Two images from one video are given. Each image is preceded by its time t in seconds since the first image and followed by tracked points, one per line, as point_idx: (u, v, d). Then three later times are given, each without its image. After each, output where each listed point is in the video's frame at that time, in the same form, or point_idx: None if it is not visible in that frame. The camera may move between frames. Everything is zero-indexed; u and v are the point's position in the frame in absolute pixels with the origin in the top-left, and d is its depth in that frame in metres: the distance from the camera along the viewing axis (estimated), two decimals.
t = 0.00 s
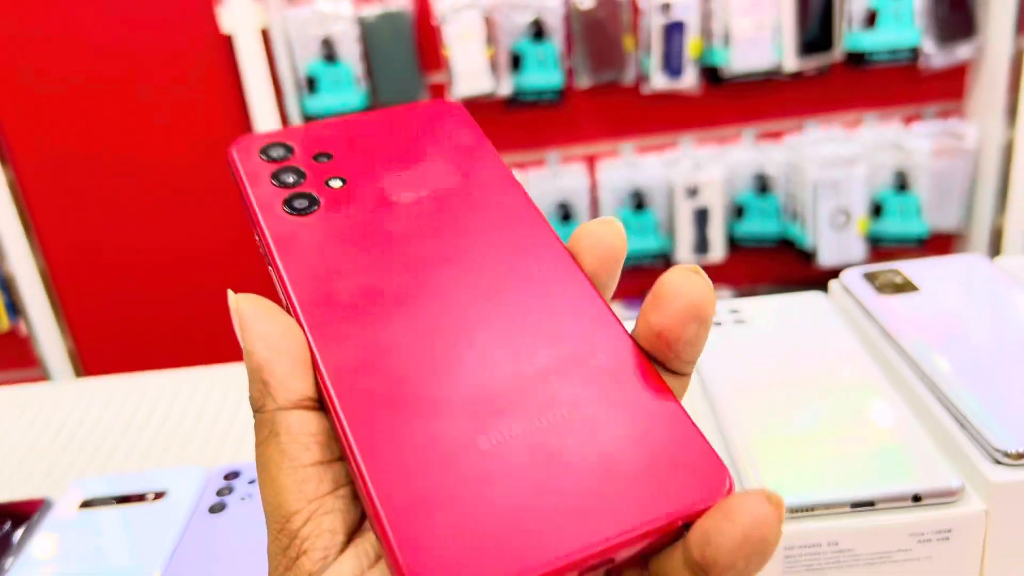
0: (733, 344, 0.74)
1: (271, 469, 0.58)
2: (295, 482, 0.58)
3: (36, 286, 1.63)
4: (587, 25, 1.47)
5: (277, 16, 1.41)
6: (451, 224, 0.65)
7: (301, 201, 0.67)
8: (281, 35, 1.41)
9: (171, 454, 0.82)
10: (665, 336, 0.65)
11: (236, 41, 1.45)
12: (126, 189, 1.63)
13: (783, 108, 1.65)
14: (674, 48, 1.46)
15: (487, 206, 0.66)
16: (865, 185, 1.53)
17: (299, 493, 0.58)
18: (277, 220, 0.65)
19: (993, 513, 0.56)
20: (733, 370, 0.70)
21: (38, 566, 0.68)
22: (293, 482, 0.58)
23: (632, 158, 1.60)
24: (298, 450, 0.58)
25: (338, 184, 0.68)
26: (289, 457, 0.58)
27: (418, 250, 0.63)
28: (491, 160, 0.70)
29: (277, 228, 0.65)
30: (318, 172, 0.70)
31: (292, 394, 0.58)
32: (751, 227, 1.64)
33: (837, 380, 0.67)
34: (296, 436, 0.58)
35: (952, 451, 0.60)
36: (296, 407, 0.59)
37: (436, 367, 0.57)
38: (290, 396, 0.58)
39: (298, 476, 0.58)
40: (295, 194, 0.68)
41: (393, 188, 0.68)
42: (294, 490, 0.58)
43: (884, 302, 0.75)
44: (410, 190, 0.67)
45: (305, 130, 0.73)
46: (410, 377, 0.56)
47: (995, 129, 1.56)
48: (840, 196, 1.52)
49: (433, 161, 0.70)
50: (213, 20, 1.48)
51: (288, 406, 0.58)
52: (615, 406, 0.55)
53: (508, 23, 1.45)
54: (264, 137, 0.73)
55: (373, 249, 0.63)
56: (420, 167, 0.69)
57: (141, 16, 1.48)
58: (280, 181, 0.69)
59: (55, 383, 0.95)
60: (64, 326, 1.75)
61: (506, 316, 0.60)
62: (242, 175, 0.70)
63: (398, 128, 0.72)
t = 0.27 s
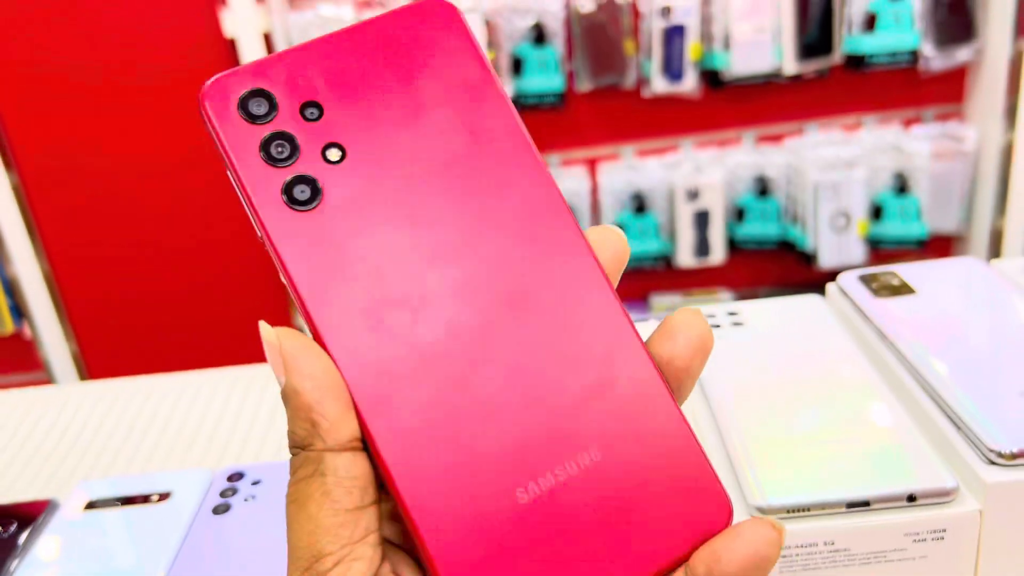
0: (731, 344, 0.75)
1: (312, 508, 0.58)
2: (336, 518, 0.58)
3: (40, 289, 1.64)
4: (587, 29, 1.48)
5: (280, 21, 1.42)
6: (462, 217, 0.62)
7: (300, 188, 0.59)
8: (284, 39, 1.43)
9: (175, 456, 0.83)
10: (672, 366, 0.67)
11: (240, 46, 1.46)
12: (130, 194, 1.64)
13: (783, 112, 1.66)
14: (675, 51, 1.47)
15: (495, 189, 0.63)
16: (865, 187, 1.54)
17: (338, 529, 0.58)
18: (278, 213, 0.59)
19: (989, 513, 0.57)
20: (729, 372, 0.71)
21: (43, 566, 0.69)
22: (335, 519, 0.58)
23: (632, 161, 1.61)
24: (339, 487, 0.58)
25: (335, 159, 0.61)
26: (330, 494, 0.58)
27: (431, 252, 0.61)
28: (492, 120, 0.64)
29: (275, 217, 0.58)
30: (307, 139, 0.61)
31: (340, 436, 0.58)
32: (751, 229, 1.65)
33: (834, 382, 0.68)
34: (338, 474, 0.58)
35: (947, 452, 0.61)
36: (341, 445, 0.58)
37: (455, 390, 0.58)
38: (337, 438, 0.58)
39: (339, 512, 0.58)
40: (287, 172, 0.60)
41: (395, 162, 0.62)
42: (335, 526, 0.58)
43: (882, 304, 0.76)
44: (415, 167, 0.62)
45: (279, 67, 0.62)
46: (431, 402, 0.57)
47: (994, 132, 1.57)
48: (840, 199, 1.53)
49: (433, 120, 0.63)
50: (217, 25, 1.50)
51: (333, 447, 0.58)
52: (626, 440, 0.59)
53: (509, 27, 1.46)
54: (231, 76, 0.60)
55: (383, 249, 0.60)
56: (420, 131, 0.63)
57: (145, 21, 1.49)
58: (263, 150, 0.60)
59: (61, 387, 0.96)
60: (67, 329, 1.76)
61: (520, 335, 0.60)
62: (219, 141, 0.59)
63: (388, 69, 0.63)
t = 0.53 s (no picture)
0: (730, 346, 0.76)
1: (330, 532, 0.59)
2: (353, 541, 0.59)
3: (43, 292, 1.65)
4: (588, 31, 1.49)
5: (283, 25, 1.43)
6: (486, 250, 0.58)
7: (318, 221, 0.56)
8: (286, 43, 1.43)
9: (177, 458, 0.84)
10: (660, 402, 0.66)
11: (242, 49, 1.46)
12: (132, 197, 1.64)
13: (784, 113, 1.66)
14: (676, 53, 1.48)
15: (524, 219, 0.58)
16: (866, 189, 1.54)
17: (355, 552, 0.59)
18: (289, 243, 0.56)
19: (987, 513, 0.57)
20: (729, 373, 0.71)
21: (46, 568, 0.69)
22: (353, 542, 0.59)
23: (633, 163, 1.62)
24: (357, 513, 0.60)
25: (354, 189, 0.57)
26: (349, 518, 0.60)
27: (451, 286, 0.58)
28: (524, 138, 0.58)
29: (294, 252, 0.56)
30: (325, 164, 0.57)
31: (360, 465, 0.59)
32: (751, 231, 1.65)
33: (833, 382, 0.68)
34: (357, 499, 0.60)
35: (946, 452, 0.61)
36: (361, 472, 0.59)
37: (467, 419, 0.58)
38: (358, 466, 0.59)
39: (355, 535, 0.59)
40: (306, 203, 0.57)
41: (418, 191, 0.57)
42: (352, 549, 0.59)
43: (882, 305, 0.76)
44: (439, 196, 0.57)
45: (293, 78, 0.56)
46: (441, 430, 0.58)
47: (995, 134, 1.57)
48: (840, 200, 1.53)
49: (462, 146, 0.58)
50: (219, 28, 1.50)
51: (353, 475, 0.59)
52: (634, 469, 0.59)
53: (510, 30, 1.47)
54: (244, 93, 0.55)
55: (402, 286, 0.57)
56: (444, 155, 0.58)
57: (148, 25, 1.50)
58: (279, 178, 0.57)
59: (64, 389, 0.97)
60: (70, 332, 1.77)
61: (539, 368, 0.59)
62: (236, 170, 0.55)
63: (413, 85, 0.57)
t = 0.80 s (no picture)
0: (732, 346, 0.75)
1: (330, 534, 0.58)
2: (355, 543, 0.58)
3: (45, 294, 1.65)
4: (589, 32, 1.49)
5: (284, 27, 1.43)
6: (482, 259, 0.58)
7: (318, 228, 0.58)
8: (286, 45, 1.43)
9: (178, 460, 0.83)
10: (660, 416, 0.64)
11: (243, 51, 1.46)
12: (134, 199, 1.64)
13: (786, 113, 1.66)
14: (677, 54, 1.47)
15: (520, 227, 0.58)
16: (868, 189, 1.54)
17: (358, 553, 0.58)
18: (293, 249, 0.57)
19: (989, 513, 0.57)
20: (730, 373, 0.71)
21: (47, 569, 0.69)
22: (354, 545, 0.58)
23: (635, 164, 1.62)
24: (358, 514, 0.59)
25: (354, 197, 0.58)
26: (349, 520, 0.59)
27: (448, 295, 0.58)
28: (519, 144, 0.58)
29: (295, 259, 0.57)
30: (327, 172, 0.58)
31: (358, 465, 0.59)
32: (753, 232, 1.65)
33: (835, 382, 0.68)
34: (354, 499, 0.59)
35: (948, 452, 0.61)
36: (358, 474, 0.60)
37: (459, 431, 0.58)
38: (355, 466, 0.59)
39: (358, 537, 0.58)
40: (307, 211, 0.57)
41: (415, 202, 0.58)
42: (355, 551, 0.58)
43: (883, 305, 0.76)
44: (436, 204, 0.58)
45: (298, 91, 0.57)
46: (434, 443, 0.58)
47: (997, 134, 1.56)
48: (842, 200, 1.53)
49: (457, 157, 0.58)
50: (219, 30, 1.50)
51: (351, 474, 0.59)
52: (625, 480, 0.58)
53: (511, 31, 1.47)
54: (252, 107, 0.57)
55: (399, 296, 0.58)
56: (440, 166, 0.58)
57: (148, 27, 1.50)
58: (283, 188, 0.58)
59: (65, 391, 0.96)
60: (72, 335, 1.77)
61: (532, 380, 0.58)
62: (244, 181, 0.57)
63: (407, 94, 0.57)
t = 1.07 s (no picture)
0: (730, 346, 0.76)
1: (356, 501, 0.51)
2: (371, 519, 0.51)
3: (47, 295, 1.65)
4: (589, 33, 1.49)
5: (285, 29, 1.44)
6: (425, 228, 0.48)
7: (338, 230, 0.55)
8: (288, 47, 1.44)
9: (179, 461, 0.84)
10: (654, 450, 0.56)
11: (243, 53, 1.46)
12: (136, 201, 1.65)
13: (787, 113, 1.66)
14: (677, 54, 1.48)
15: (452, 180, 0.46)
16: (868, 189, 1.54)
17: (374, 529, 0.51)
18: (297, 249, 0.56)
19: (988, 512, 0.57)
20: (729, 373, 0.71)
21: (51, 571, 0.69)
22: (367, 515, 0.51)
23: (636, 164, 1.62)
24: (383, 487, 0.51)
25: (360, 201, 0.54)
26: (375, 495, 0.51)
27: (409, 308, 0.49)
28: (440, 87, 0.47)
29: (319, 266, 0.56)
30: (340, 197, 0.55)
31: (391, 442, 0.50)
32: (754, 232, 1.65)
33: (834, 382, 0.68)
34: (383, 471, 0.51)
35: (947, 451, 0.61)
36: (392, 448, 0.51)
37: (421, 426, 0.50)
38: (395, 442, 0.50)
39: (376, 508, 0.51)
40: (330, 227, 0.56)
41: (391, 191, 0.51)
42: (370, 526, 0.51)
43: (882, 305, 0.76)
44: (403, 195, 0.49)
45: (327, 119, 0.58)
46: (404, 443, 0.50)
47: (998, 133, 1.56)
48: (843, 200, 1.53)
49: (409, 134, 0.50)
50: (220, 31, 1.50)
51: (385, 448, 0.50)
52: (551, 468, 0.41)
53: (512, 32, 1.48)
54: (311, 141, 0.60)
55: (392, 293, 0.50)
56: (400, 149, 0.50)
57: (149, 29, 1.50)
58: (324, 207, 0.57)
59: (67, 392, 0.97)
60: (75, 336, 1.77)
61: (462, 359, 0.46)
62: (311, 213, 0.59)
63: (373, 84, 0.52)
